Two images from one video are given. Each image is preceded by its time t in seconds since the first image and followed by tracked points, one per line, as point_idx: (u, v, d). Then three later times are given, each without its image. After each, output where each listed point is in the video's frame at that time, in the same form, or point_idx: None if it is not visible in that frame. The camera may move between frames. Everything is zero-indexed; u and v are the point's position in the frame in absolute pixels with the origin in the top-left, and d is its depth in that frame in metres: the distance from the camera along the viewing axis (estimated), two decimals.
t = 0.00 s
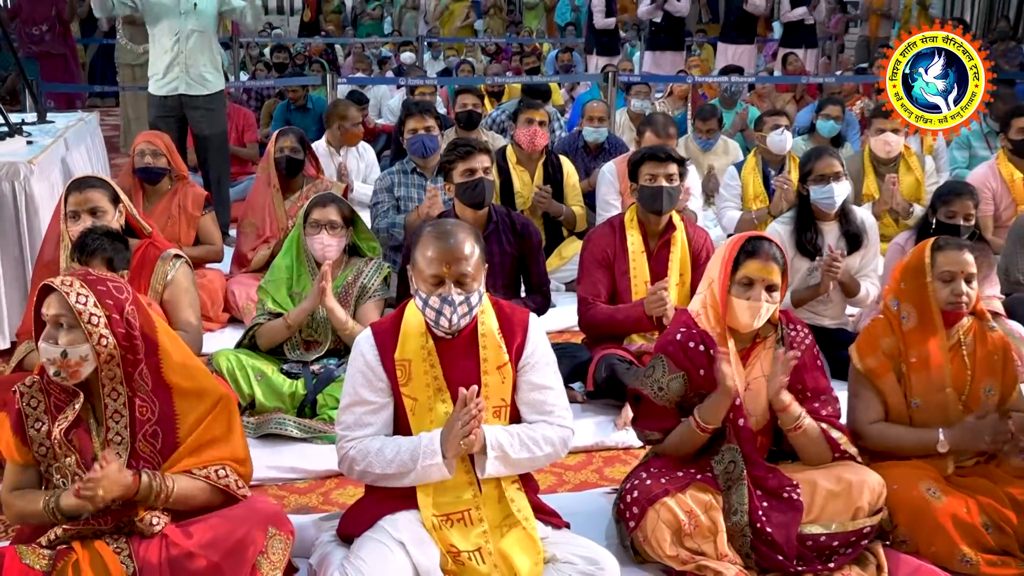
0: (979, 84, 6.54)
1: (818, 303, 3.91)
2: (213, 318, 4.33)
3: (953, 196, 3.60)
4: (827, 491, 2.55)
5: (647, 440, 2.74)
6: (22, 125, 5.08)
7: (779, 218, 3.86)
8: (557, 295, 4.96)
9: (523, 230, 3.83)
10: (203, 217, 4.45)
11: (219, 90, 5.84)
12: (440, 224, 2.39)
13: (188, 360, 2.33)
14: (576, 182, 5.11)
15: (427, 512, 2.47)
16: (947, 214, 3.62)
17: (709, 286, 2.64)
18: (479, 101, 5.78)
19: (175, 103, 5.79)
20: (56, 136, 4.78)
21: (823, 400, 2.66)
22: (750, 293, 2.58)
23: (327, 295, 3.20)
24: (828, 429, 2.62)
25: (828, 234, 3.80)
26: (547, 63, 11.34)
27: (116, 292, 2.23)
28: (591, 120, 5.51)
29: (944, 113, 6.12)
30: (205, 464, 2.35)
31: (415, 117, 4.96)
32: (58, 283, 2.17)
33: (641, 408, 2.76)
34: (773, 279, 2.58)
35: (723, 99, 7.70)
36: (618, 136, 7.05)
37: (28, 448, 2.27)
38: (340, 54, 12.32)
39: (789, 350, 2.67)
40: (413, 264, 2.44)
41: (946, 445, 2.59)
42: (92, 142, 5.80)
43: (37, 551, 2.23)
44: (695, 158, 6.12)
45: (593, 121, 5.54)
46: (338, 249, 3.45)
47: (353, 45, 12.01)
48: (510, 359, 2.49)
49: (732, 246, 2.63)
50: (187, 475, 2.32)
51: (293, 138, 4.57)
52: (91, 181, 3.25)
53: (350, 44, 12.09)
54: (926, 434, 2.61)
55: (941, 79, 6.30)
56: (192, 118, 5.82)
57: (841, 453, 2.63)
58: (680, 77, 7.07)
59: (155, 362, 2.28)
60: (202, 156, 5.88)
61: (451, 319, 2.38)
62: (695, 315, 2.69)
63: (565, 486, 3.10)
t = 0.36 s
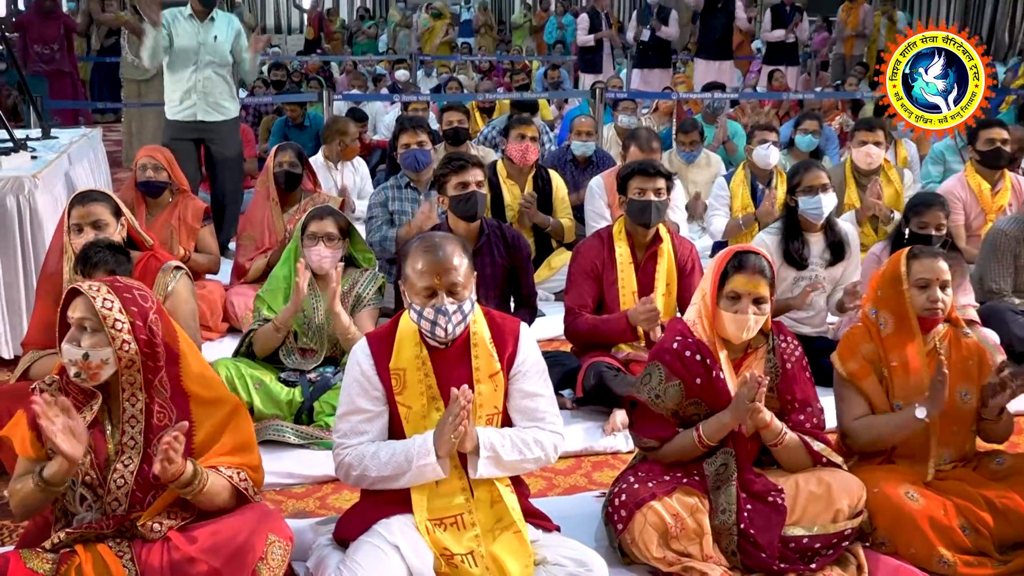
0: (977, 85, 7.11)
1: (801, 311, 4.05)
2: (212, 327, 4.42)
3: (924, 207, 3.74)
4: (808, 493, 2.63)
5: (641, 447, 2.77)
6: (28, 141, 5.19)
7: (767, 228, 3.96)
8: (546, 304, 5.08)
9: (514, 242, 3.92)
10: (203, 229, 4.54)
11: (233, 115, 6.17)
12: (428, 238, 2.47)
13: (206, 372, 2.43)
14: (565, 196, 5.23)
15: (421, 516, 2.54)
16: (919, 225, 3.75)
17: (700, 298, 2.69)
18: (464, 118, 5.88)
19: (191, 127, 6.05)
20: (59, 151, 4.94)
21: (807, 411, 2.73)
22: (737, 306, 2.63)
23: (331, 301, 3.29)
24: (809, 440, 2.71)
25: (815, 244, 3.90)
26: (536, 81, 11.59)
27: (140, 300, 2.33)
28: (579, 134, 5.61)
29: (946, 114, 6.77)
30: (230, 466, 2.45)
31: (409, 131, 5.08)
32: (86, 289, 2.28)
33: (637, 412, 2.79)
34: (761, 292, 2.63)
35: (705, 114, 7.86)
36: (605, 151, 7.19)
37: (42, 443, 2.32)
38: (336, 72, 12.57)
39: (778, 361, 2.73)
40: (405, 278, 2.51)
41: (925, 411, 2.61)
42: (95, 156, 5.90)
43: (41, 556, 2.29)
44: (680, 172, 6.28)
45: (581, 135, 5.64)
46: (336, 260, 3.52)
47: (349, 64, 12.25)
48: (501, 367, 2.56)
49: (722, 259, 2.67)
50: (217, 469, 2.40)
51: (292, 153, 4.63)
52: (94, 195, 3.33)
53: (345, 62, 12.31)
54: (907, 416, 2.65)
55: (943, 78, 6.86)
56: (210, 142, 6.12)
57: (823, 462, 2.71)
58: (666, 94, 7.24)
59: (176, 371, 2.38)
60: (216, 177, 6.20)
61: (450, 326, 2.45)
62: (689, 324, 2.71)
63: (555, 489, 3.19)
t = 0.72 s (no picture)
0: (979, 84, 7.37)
1: (786, 319, 4.13)
2: (213, 335, 4.52)
3: (892, 218, 3.91)
4: (791, 495, 2.71)
5: (624, 451, 2.85)
6: (34, 154, 5.29)
7: (753, 236, 4.05)
8: (537, 313, 5.20)
9: (506, 252, 4.02)
10: (204, 240, 4.64)
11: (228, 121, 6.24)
12: (406, 251, 2.51)
13: (224, 382, 2.51)
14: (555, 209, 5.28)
15: (416, 519, 2.58)
16: (887, 235, 3.93)
17: (684, 307, 2.77)
18: (462, 131, 5.97)
19: (187, 131, 6.16)
20: (64, 165, 5.03)
21: (788, 416, 2.80)
22: (720, 316, 2.71)
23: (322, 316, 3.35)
24: (795, 442, 2.78)
25: (799, 254, 3.99)
26: (528, 96, 11.81)
27: (163, 309, 2.42)
28: (569, 148, 5.73)
29: (944, 114, 7.12)
30: (233, 476, 2.53)
31: (390, 147, 5.20)
32: (112, 297, 2.36)
33: (623, 418, 2.86)
34: (743, 302, 2.70)
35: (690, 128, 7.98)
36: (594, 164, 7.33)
37: (60, 443, 2.40)
38: (335, 87, 12.79)
39: (760, 368, 2.81)
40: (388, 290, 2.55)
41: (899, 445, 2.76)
42: (100, 170, 6.00)
43: (48, 555, 2.35)
44: (666, 184, 6.38)
45: (571, 149, 5.75)
46: (334, 271, 3.62)
47: (345, 79, 12.46)
48: (493, 372, 2.63)
49: (705, 270, 2.75)
50: (216, 482, 2.48)
51: (292, 167, 4.71)
52: (99, 207, 3.40)
53: (342, 76, 12.50)
54: (881, 438, 2.78)
55: (942, 79, 7.15)
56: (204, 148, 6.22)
57: (807, 464, 2.79)
58: (653, 108, 7.40)
59: (196, 379, 2.47)
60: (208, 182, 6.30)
61: (433, 335, 2.50)
62: (674, 331, 2.81)
63: (546, 492, 3.29)
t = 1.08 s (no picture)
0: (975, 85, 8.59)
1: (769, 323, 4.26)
2: (214, 342, 4.62)
3: (867, 230, 4.03)
4: (775, 494, 2.80)
5: (613, 453, 2.93)
6: (40, 166, 5.39)
7: (737, 245, 4.21)
8: (530, 319, 5.33)
9: (498, 260, 4.13)
10: (205, 249, 4.74)
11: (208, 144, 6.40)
12: (394, 261, 2.57)
13: (218, 385, 2.59)
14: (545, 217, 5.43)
15: (412, 518, 2.64)
16: (864, 246, 4.06)
17: (670, 314, 2.86)
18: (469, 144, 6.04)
19: (172, 157, 6.30)
20: (70, 176, 5.13)
21: (769, 418, 2.90)
22: (705, 322, 2.81)
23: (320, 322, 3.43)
24: (770, 446, 2.89)
25: (782, 262, 4.16)
26: (521, 109, 12.02)
27: (157, 317, 2.48)
28: (560, 161, 5.83)
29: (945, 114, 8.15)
30: (221, 474, 2.58)
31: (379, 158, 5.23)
32: (106, 306, 2.42)
33: (611, 421, 2.96)
34: (726, 309, 2.81)
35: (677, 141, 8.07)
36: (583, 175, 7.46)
37: (62, 447, 2.47)
38: (332, 101, 12.97)
39: (743, 372, 2.90)
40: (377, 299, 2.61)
41: (893, 442, 2.87)
42: (104, 181, 6.11)
43: (53, 557, 2.40)
44: (654, 194, 6.51)
45: (562, 161, 5.86)
46: (331, 279, 3.71)
47: (343, 93, 12.67)
48: (483, 376, 2.68)
49: (689, 278, 2.86)
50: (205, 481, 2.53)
51: (292, 178, 4.82)
52: (103, 218, 3.50)
53: (338, 91, 12.68)
54: (873, 437, 2.88)
55: (942, 80, 8.51)
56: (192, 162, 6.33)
57: (784, 466, 2.89)
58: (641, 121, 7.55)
59: (192, 384, 2.54)
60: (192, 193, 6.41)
61: (425, 339, 2.55)
62: (659, 336, 2.89)
63: (537, 492, 3.39)
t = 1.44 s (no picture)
0: (976, 84, 9.18)
1: (755, 330, 4.40)
2: (208, 348, 4.65)
3: (854, 235, 4.05)
4: (764, 497, 2.82)
5: (603, 457, 2.96)
6: (34, 175, 5.41)
7: (723, 252, 4.32)
8: (521, 324, 5.37)
9: (489, 268, 4.15)
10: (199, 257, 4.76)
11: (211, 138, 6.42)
12: (384, 269, 2.59)
13: (201, 392, 2.57)
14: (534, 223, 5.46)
15: (404, 523, 2.63)
16: (851, 251, 4.08)
17: (663, 321, 2.90)
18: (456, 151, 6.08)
19: (169, 154, 6.31)
20: (63, 185, 5.14)
21: (762, 421, 2.93)
22: (701, 324, 2.83)
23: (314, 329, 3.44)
24: (768, 448, 2.93)
25: (766, 268, 4.24)
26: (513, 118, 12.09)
27: (135, 327, 2.47)
28: (550, 168, 5.89)
29: (945, 114, 8.73)
30: (223, 480, 2.60)
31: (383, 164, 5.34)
32: (83, 318, 2.41)
33: (601, 424, 2.97)
34: (722, 312, 2.83)
35: (666, 148, 8.17)
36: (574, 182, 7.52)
37: (46, 459, 2.47)
38: (325, 109, 13.04)
39: (733, 376, 2.92)
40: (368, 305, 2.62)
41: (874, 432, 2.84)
42: (98, 189, 6.13)
43: (46, 566, 2.40)
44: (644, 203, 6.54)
45: (552, 168, 5.92)
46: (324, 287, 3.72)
47: (335, 102, 12.74)
48: (473, 382, 2.69)
49: (686, 282, 2.88)
50: (205, 485, 2.54)
51: (285, 187, 4.85)
52: (96, 226, 3.53)
53: (331, 101, 12.74)
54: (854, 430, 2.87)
55: (942, 78, 8.89)
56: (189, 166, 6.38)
57: (779, 468, 2.93)
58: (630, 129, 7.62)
59: (173, 393, 2.52)
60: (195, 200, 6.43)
61: (415, 344, 2.55)
62: (650, 342, 2.93)
63: (529, 497, 3.42)
